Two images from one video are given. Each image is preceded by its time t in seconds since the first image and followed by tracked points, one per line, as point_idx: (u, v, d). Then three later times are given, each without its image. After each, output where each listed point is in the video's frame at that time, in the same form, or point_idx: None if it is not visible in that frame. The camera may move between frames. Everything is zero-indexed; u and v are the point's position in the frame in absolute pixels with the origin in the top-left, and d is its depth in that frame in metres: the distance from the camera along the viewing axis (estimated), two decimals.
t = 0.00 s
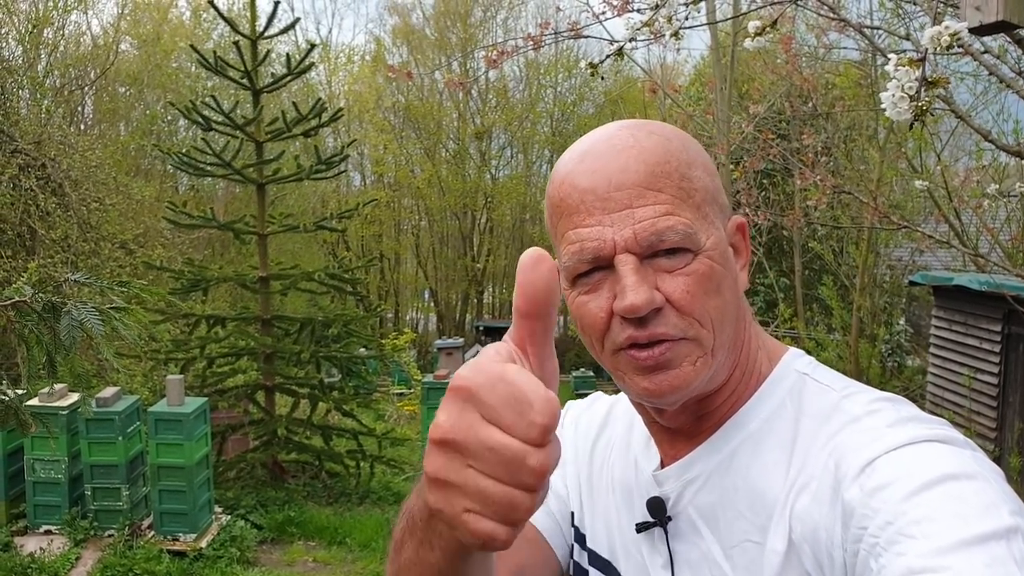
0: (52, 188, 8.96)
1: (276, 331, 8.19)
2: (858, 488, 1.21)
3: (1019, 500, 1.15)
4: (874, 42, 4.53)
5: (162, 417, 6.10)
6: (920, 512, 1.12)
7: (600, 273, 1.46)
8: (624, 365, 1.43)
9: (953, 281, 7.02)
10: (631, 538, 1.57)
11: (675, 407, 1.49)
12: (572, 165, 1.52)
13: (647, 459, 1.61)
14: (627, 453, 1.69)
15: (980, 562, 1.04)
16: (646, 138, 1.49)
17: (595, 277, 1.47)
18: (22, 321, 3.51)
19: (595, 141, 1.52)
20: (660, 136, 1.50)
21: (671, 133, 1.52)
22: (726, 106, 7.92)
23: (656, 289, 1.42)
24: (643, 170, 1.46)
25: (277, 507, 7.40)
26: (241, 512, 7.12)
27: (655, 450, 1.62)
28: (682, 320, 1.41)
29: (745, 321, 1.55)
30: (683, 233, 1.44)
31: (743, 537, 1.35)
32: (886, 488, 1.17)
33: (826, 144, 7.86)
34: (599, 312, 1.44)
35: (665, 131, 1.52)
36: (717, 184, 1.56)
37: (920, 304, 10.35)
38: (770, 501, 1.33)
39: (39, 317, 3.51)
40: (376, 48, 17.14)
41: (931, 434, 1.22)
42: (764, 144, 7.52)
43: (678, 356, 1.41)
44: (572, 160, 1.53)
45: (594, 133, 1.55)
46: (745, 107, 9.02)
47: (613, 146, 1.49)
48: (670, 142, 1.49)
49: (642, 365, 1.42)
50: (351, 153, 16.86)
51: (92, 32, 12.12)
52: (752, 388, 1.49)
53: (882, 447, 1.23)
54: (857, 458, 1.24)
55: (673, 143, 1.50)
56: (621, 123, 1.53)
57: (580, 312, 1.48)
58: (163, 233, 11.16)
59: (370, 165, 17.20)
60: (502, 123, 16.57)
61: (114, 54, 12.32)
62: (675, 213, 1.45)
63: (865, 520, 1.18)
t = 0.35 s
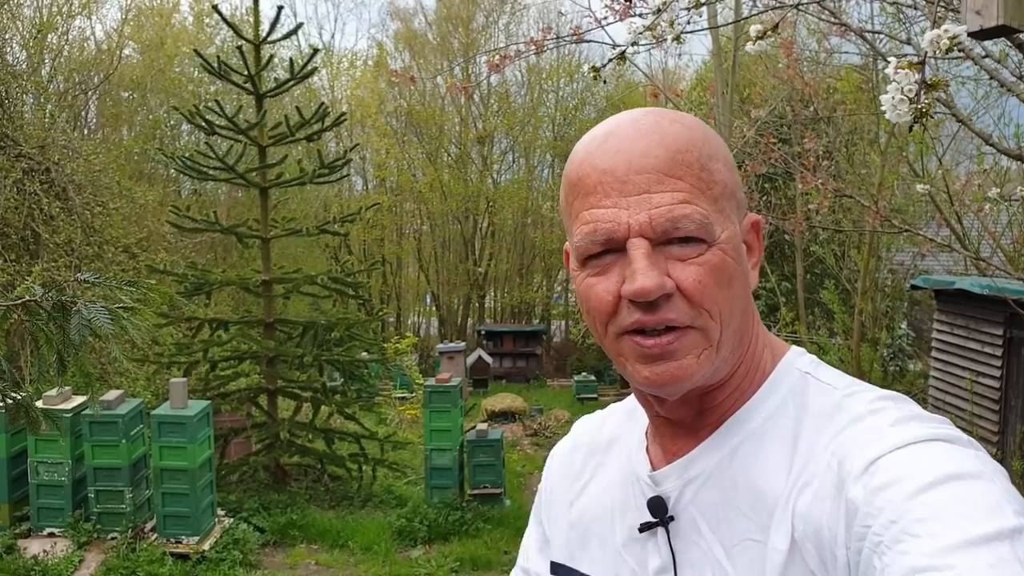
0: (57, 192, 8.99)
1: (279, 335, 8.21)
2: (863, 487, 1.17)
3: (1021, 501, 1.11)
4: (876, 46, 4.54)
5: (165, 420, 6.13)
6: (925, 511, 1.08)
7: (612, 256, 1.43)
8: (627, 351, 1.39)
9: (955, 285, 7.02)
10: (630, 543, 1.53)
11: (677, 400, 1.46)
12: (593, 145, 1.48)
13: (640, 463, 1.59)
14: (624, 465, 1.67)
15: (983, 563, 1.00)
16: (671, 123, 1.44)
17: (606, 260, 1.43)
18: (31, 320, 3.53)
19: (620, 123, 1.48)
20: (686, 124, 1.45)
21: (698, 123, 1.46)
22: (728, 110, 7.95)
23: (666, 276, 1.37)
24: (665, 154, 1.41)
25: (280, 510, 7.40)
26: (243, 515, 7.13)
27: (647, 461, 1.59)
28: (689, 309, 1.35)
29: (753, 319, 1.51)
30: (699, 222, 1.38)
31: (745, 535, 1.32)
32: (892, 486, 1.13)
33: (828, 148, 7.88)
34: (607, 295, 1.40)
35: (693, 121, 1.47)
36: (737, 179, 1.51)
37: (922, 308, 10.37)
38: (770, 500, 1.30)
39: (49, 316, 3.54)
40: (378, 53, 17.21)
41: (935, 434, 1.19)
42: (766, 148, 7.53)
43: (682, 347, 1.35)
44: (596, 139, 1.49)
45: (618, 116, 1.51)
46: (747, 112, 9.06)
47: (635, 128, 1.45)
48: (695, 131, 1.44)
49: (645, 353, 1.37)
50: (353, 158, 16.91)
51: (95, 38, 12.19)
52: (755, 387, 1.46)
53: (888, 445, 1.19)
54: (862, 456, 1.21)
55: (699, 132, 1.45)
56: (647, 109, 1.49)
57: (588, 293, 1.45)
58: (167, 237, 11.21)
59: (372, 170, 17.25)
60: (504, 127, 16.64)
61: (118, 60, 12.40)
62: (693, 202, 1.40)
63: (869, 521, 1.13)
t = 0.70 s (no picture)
0: (58, 196, 9.00)
1: (281, 339, 8.22)
2: (847, 494, 1.16)
3: (1005, 511, 1.10)
4: (878, 52, 4.53)
5: (167, 424, 6.12)
6: (908, 517, 1.07)
7: (613, 251, 1.43)
8: (618, 346, 1.39)
9: (957, 289, 7.00)
10: (621, 546, 1.53)
11: (668, 401, 1.46)
12: (606, 141, 1.48)
13: (628, 470, 1.59)
14: (617, 471, 1.67)
15: (966, 568, 0.99)
16: (686, 127, 1.44)
17: (606, 255, 1.43)
18: (33, 325, 3.53)
19: (636, 121, 1.47)
20: (701, 129, 1.44)
21: (710, 129, 1.46)
22: (729, 114, 7.95)
23: (664, 275, 1.37)
24: (675, 156, 1.41)
25: (281, 514, 7.40)
26: (245, 519, 7.12)
27: (635, 469, 1.59)
28: (683, 311, 1.36)
29: (748, 325, 1.50)
30: (701, 226, 1.38)
31: (729, 541, 1.31)
32: (875, 492, 1.13)
33: (829, 152, 7.88)
34: (604, 290, 1.40)
35: (708, 126, 1.46)
36: (745, 186, 1.50)
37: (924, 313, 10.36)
38: (756, 508, 1.29)
39: (49, 320, 3.54)
40: (380, 57, 17.23)
41: (920, 441, 1.19)
42: (767, 152, 7.52)
43: (674, 347, 1.36)
44: (609, 136, 1.49)
45: (633, 115, 1.51)
46: (749, 116, 9.06)
47: (651, 127, 1.44)
48: (707, 136, 1.43)
49: (635, 349, 1.37)
50: (355, 162, 16.93)
51: (98, 42, 12.24)
52: (745, 392, 1.45)
53: (873, 452, 1.18)
54: (848, 462, 1.20)
55: (711, 138, 1.44)
56: (664, 110, 1.48)
57: (586, 287, 1.45)
58: (169, 242, 11.22)
59: (374, 174, 17.26)
60: (506, 131, 16.65)
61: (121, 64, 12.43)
62: (698, 205, 1.39)
63: (853, 527, 1.13)
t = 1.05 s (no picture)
0: (61, 200, 8.98)
1: (283, 343, 8.22)
2: (850, 507, 1.15)
3: (1011, 523, 1.08)
4: (882, 56, 4.50)
5: (169, 428, 6.10)
6: (912, 530, 1.05)
7: (618, 259, 1.41)
8: (624, 355, 1.37)
9: (961, 294, 6.98)
10: (627, 556, 1.51)
11: (673, 412, 1.44)
12: (613, 152, 1.47)
13: (636, 481, 1.58)
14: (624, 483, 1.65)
15: None
16: (692, 137, 1.42)
17: (612, 263, 1.41)
18: (38, 331, 3.51)
19: (642, 132, 1.47)
20: (707, 139, 1.43)
21: (717, 140, 1.45)
22: (732, 118, 7.95)
23: (668, 284, 1.35)
24: (681, 166, 1.39)
25: (283, 519, 7.37)
26: (247, 524, 7.09)
27: (643, 481, 1.57)
28: (687, 320, 1.33)
29: (754, 336, 1.48)
30: (706, 235, 1.36)
31: (733, 554, 1.29)
32: (879, 505, 1.11)
33: (832, 156, 7.87)
34: (609, 298, 1.38)
35: (714, 137, 1.45)
36: (751, 197, 1.48)
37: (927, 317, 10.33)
38: (761, 520, 1.27)
39: (55, 326, 3.51)
40: (382, 61, 17.26)
41: (925, 453, 1.17)
42: (770, 157, 7.49)
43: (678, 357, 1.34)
44: (615, 147, 1.48)
45: (641, 126, 1.50)
46: (751, 120, 9.06)
47: (657, 138, 1.43)
48: (714, 147, 1.42)
49: (639, 359, 1.35)
50: (357, 165, 16.95)
51: (100, 46, 12.26)
52: (752, 403, 1.44)
53: (877, 464, 1.17)
54: (852, 475, 1.18)
55: (718, 149, 1.43)
56: (670, 121, 1.47)
57: (592, 295, 1.43)
58: (171, 245, 11.21)
59: (375, 177, 17.28)
60: (507, 135, 16.64)
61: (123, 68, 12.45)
62: (703, 215, 1.38)
63: (856, 540, 1.11)
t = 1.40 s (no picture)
0: (63, 205, 8.96)
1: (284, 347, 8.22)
2: (856, 517, 1.15)
3: (1016, 533, 1.08)
4: (885, 62, 4.48)
5: (171, 434, 6.10)
6: (917, 540, 1.05)
7: (621, 271, 1.41)
8: (628, 368, 1.37)
9: (963, 299, 6.98)
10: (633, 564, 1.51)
11: (679, 422, 1.44)
12: (610, 165, 1.47)
13: (644, 490, 1.58)
14: (632, 492, 1.66)
15: None
16: (690, 148, 1.43)
17: (614, 275, 1.42)
18: (45, 340, 3.53)
19: (641, 144, 1.47)
20: (705, 149, 1.43)
21: (715, 150, 1.45)
22: (735, 123, 7.96)
23: (671, 294, 1.35)
24: (679, 177, 1.40)
25: (285, 524, 7.37)
26: (248, 529, 7.08)
27: (652, 490, 1.58)
28: (690, 331, 1.33)
29: (759, 345, 1.48)
30: (707, 244, 1.36)
31: (739, 563, 1.29)
32: (883, 516, 1.11)
33: (834, 161, 7.87)
34: (613, 310, 1.39)
35: (711, 147, 1.45)
36: (752, 206, 1.48)
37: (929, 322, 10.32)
38: (767, 530, 1.27)
39: (62, 335, 3.52)
40: (384, 65, 17.27)
41: (930, 464, 1.17)
42: (773, 163, 7.48)
43: (681, 368, 1.34)
44: (612, 160, 1.48)
45: (639, 138, 1.50)
46: (753, 124, 9.06)
47: (655, 150, 1.43)
48: (712, 157, 1.43)
49: (644, 370, 1.35)
50: (359, 170, 16.96)
51: (102, 52, 12.29)
52: (759, 413, 1.43)
53: (882, 474, 1.17)
54: (857, 484, 1.18)
55: (716, 159, 1.43)
56: (668, 132, 1.47)
57: (595, 307, 1.43)
58: (172, 250, 11.21)
59: (377, 181, 17.28)
60: (509, 139, 16.64)
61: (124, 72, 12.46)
62: (703, 224, 1.38)
63: (861, 550, 1.11)
